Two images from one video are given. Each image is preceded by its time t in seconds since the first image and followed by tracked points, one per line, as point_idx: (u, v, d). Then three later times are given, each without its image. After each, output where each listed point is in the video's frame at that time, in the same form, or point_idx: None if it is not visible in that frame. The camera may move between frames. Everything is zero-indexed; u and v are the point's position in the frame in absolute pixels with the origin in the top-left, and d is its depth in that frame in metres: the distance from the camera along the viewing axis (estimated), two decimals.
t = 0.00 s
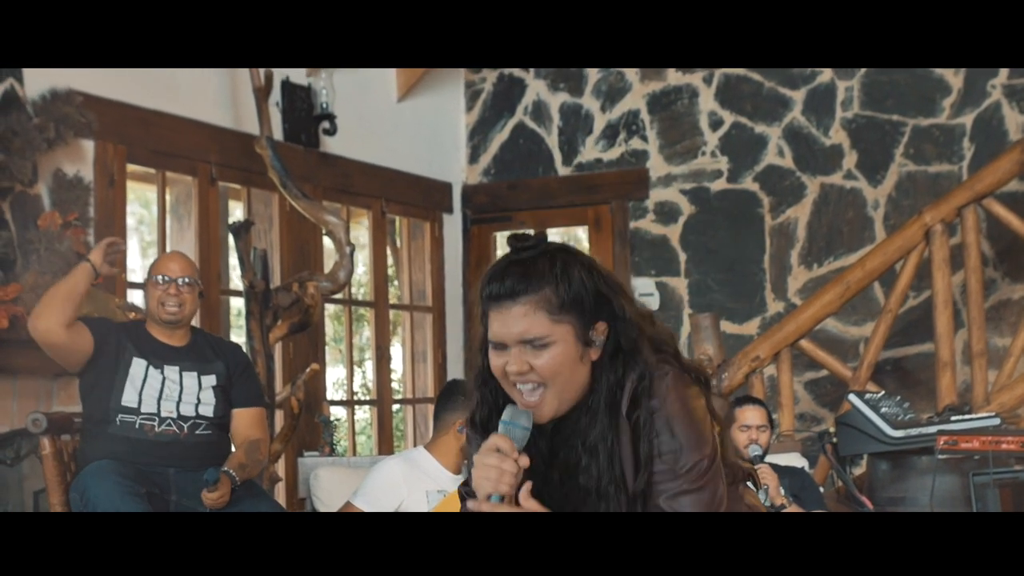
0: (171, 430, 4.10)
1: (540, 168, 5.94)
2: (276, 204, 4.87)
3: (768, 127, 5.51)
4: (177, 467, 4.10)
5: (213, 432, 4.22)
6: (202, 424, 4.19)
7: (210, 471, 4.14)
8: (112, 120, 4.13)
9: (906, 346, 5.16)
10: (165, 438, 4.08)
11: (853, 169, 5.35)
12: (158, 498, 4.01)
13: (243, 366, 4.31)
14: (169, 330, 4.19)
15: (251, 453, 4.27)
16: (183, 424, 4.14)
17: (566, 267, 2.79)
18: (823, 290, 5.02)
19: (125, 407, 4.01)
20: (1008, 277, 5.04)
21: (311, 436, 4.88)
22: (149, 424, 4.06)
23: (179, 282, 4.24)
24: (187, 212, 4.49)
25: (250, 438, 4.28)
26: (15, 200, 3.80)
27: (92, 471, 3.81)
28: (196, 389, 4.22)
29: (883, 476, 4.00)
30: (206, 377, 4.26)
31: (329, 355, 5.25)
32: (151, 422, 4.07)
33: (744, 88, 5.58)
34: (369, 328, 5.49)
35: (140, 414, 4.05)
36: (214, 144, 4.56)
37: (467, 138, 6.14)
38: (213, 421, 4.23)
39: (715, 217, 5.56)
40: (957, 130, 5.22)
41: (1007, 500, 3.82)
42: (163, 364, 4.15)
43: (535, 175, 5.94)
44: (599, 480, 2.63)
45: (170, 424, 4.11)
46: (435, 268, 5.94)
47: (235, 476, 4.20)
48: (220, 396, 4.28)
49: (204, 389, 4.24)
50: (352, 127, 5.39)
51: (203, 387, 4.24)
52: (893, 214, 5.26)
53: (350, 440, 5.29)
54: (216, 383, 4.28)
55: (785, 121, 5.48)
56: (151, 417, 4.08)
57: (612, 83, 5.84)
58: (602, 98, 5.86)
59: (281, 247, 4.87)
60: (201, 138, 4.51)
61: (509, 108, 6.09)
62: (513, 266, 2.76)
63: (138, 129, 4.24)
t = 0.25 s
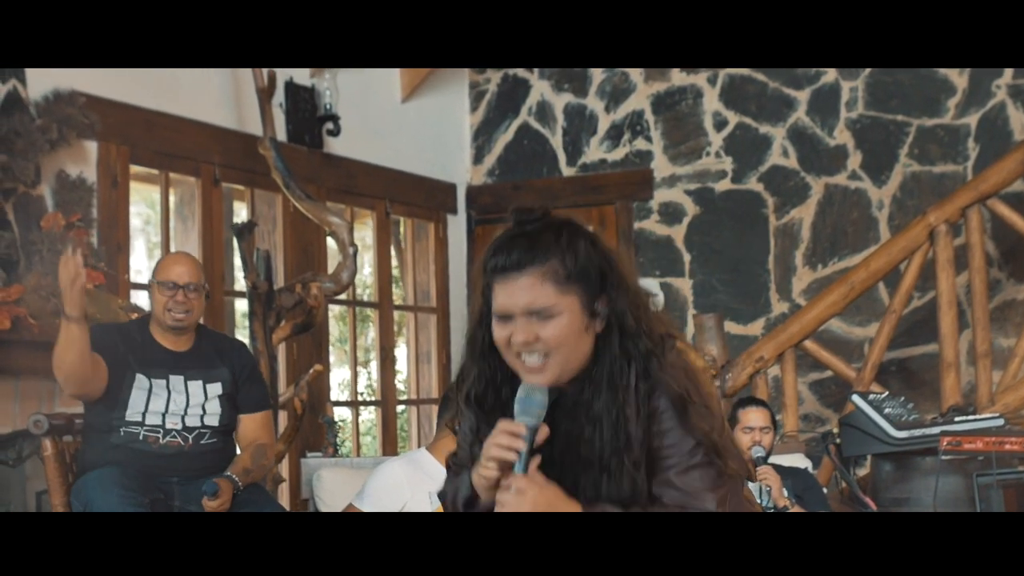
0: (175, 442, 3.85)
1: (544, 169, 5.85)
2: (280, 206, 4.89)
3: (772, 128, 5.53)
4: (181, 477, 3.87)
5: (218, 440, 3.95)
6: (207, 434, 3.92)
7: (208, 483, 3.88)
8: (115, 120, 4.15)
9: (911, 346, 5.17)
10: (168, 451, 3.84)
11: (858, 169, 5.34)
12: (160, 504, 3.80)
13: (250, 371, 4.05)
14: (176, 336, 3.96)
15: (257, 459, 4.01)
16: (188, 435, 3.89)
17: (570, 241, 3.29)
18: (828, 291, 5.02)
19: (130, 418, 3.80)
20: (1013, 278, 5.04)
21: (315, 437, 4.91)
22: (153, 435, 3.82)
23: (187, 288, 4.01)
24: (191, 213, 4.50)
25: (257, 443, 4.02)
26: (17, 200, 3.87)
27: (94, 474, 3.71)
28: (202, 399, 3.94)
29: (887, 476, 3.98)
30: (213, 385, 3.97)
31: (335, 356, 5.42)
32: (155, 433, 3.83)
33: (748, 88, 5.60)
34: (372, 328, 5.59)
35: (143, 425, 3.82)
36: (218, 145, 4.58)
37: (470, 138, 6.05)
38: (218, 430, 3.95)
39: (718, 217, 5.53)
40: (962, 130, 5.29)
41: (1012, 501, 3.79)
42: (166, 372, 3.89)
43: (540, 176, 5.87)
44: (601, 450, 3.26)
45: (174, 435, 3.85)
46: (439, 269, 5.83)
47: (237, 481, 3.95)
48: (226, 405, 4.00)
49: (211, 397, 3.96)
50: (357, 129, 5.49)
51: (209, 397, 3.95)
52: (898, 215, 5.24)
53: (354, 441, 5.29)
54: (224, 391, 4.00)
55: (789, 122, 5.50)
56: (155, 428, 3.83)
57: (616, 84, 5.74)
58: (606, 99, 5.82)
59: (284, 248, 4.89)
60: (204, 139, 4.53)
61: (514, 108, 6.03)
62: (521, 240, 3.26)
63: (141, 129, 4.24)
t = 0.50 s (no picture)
0: (183, 455, 3.88)
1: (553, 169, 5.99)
2: (288, 207, 4.88)
3: (782, 128, 5.50)
4: (189, 490, 3.88)
5: (227, 449, 3.96)
6: (216, 447, 3.93)
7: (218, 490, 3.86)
8: (123, 122, 4.15)
9: (921, 347, 5.11)
10: (176, 463, 3.87)
11: (867, 170, 5.32)
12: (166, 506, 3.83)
13: (261, 382, 4.10)
14: (188, 349, 4.01)
15: (267, 462, 4.04)
16: (197, 447, 3.91)
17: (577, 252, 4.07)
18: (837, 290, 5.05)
19: (140, 430, 3.86)
20: None
21: (324, 438, 4.92)
22: (161, 448, 3.86)
23: (200, 302, 4.16)
24: (199, 215, 4.53)
25: (268, 446, 4.05)
26: (27, 202, 3.80)
27: (101, 474, 3.70)
28: (214, 412, 3.96)
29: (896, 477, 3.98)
30: (223, 397, 4.00)
31: (344, 358, 5.26)
32: (164, 446, 3.87)
33: (758, 89, 5.58)
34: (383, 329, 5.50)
35: (153, 438, 3.86)
36: (227, 147, 4.59)
37: (480, 140, 6.20)
38: (228, 440, 3.97)
39: (733, 218, 5.48)
40: (972, 130, 5.16)
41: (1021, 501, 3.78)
42: (177, 387, 3.93)
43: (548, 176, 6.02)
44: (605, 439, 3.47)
45: (183, 448, 3.89)
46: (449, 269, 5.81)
47: (245, 484, 3.97)
48: (238, 415, 4.02)
49: (222, 409, 3.98)
50: (364, 130, 5.40)
51: (220, 409, 3.98)
52: (908, 215, 5.20)
53: (364, 442, 5.30)
54: (236, 403, 4.02)
55: (799, 122, 5.47)
56: (164, 441, 3.88)
57: (625, 84, 5.84)
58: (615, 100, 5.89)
59: (293, 249, 4.88)
60: (214, 141, 4.54)
61: (523, 110, 6.14)
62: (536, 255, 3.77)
63: (150, 131, 4.26)
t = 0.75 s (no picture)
0: (187, 458, 3.96)
1: (563, 169, 6.02)
2: (297, 207, 4.91)
3: (791, 128, 5.49)
4: (194, 492, 3.97)
5: (232, 452, 4.10)
6: (222, 450, 4.05)
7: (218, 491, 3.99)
8: (131, 123, 4.16)
9: (931, 347, 5.06)
10: (180, 467, 3.95)
11: (877, 170, 5.29)
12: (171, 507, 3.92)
13: (268, 380, 4.29)
14: (192, 352, 4.12)
15: (271, 463, 4.21)
16: (202, 451, 4.00)
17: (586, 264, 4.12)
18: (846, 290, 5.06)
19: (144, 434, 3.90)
20: None
21: (332, 438, 4.94)
22: (166, 450, 3.93)
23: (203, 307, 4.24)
24: (206, 216, 4.52)
25: (275, 447, 4.22)
26: (34, 203, 3.81)
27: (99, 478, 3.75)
28: (219, 416, 4.09)
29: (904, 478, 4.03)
30: (227, 400, 4.15)
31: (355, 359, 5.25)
32: (168, 449, 3.94)
33: (767, 89, 5.56)
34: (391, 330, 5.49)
35: (157, 441, 3.92)
36: (235, 148, 4.60)
37: (490, 140, 6.23)
38: (233, 443, 4.10)
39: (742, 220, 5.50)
40: (982, 130, 5.14)
41: None
42: (181, 390, 4.02)
43: (557, 176, 6.03)
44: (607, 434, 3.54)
45: (188, 451, 3.97)
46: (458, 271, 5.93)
47: (249, 485, 4.11)
48: (243, 417, 4.17)
49: (226, 412, 4.12)
50: (373, 130, 5.41)
51: (225, 413, 4.11)
52: (918, 216, 5.17)
53: (373, 443, 5.31)
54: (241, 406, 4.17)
55: (808, 122, 5.46)
56: (169, 444, 3.94)
57: (634, 84, 5.87)
58: (624, 100, 5.90)
59: (302, 250, 4.90)
60: (221, 142, 4.54)
61: (532, 110, 6.16)
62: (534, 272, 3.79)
63: (157, 133, 4.27)
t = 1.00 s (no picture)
0: (191, 449, 4.05)
1: (573, 170, 6.01)
2: (307, 208, 4.90)
3: (802, 128, 5.48)
4: (199, 484, 4.06)
5: (236, 446, 4.19)
6: (224, 442, 4.15)
7: (222, 483, 4.06)
8: (140, 124, 4.17)
9: (943, 348, 5.02)
10: (184, 458, 4.03)
11: (888, 170, 5.27)
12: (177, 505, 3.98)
13: (273, 375, 4.37)
14: (195, 344, 4.21)
15: (275, 461, 4.26)
16: (205, 442, 4.10)
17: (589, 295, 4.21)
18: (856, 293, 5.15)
19: (147, 425, 3.99)
20: None
21: (342, 439, 4.95)
22: (169, 442, 4.01)
23: (205, 294, 4.29)
24: (216, 217, 4.53)
25: (279, 445, 4.28)
26: (44, 205, 3.83)
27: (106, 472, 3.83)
28: (221, 408, 4.19)
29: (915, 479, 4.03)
30: (230, 393, 4.23)
31: (366, 360, 5.27)
32: (172, 440, 4.02)
33: (779, 89, 5.55)
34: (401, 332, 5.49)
35: (161, 432, 4.00)
36: (245, 150, 4.61)
37: (501, 140, 6.24)
38: (236, 436, 4.20)
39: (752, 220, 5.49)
40: (993, 130, 5.11)
41: None
42: (183, 380, 4.14)
43: (568, 176, 6.02)
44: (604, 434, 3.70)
45: (192, 442, 4.06)
46: (468, 271, 5.91)
47: (253, 482, 4.18)
48: (245, 411, 4.26)
49: (228, 405, 4.20)
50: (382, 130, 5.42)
51: (227, 405, 4.20)
52: (929, 216, 5.14)
53: (383, 445, 5.31)
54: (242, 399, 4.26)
55: (818, 122, 5.45)
56: (172, 435, 4.03)
57: (645, 85, 5.87)
58: (634, 101, 5.90)
59: (312, 251, 4.90)
60: (230, 144, 4.55)
61: (542, 111, 6.16)
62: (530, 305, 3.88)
63: (166, 133, 4.28)
